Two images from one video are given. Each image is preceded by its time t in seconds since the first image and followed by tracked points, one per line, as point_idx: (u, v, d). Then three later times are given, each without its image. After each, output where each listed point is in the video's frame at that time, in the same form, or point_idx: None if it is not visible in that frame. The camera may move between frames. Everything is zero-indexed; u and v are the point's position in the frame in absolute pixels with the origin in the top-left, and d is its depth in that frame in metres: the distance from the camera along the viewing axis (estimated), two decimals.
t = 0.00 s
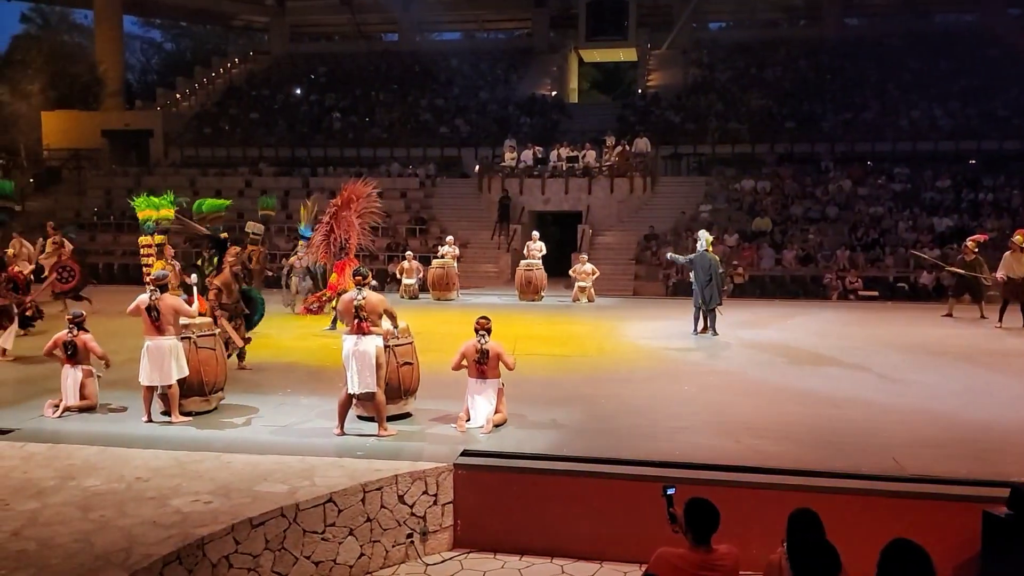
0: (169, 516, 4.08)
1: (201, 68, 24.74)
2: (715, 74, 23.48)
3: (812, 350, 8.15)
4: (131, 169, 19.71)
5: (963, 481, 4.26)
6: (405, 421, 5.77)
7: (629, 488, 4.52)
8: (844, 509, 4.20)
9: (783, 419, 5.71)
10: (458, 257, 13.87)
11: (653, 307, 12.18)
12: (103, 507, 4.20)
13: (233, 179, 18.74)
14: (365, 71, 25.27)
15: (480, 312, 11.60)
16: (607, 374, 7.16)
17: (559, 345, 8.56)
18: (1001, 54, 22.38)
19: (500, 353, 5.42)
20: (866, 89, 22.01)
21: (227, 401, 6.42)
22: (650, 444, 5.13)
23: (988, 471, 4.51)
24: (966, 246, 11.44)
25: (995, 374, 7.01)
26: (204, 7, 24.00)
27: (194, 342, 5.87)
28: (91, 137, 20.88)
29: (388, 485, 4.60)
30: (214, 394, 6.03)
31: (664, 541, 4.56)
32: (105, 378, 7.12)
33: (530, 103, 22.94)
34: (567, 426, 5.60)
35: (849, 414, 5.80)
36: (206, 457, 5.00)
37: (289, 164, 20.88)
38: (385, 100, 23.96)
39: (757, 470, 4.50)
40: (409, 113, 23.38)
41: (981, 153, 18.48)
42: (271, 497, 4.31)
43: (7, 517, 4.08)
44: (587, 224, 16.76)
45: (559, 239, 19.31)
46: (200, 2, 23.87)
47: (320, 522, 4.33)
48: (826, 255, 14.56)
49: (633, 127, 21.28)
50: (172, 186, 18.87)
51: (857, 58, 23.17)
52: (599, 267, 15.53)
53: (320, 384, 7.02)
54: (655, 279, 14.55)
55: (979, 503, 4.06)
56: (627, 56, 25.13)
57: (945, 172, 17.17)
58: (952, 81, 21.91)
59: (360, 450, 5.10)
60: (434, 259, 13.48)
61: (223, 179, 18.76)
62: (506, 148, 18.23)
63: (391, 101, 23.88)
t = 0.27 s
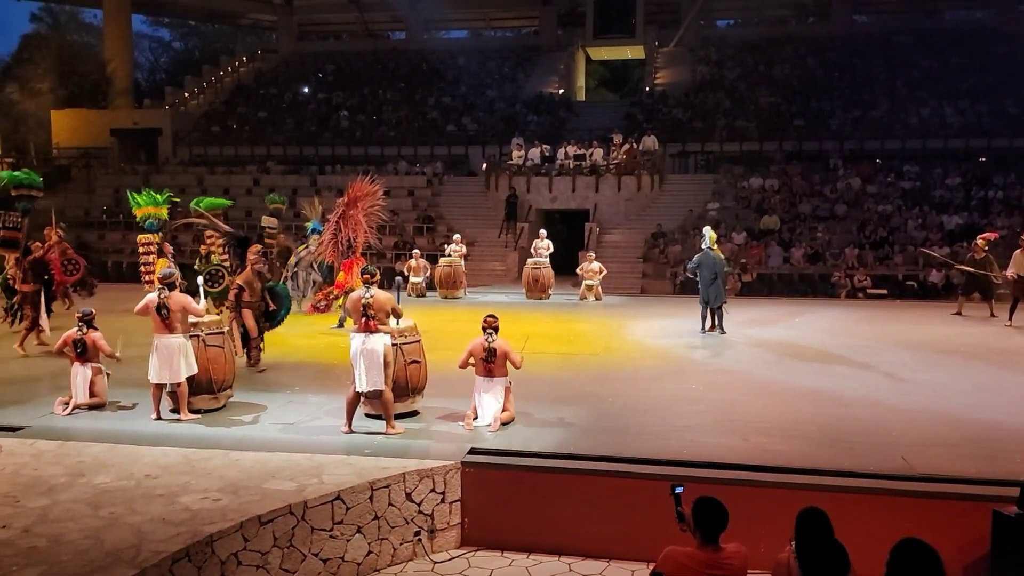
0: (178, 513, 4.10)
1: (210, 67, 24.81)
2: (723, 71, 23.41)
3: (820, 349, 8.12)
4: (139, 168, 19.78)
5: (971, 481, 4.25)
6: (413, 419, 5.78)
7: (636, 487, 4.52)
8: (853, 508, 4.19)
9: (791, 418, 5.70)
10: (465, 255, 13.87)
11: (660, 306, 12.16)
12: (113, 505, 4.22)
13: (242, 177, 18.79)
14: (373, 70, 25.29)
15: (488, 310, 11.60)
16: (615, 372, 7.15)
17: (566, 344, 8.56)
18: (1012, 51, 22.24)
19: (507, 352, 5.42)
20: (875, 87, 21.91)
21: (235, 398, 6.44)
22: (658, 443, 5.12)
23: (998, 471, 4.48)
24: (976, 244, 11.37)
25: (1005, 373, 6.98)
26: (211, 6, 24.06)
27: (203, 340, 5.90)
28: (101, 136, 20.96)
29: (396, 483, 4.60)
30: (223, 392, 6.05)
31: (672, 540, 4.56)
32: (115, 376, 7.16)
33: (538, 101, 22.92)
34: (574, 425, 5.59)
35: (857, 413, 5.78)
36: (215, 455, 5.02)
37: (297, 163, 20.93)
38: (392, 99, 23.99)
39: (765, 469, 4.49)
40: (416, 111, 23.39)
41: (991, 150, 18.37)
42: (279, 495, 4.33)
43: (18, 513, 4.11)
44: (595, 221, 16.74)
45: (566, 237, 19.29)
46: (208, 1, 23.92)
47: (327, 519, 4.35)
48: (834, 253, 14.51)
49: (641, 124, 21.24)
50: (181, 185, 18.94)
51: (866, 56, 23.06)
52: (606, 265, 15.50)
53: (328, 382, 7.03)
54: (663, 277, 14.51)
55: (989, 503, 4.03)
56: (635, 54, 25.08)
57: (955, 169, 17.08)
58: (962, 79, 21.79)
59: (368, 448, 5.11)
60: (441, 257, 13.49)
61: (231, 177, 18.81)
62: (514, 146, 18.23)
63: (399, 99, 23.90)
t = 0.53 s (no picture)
0: (185, 511, 4.12)
1: (216, 65, 24.87)
2: (728, 69, 23.35)
3: (827, 348, 8.11)
4: (146, 167, 19.83)
5: (978, 480, 4.24)
6: (419, 418, 5.79)
7: (642, 486, 4.51)
8: (860, 507, 4.18)
9: (797, 416, 5.69)
10: (470, 253, 13.88)
11: (666, 304, 12.15)
12: (121, 502, 4.24)
13: (248, 176, 18.84)
14: (378, 68, 25.30)
15: (494, 309, 11.60)
16: (620, 371, 7.15)
17: (572, 342, 8.57)
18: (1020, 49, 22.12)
19: (513, 350, 5.44)
20: (882, 84, 21.83)
21: (242, 397, 6.46)
22: (664, 441, 5.12)
23: (1007, 470, 4.46)
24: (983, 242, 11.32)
25: (1013, 372, 6.95)
26: (217, 5, 24.09)
27: (209, 339, 5.93)
28: (108, 135, 21.03)
29: (402, 481, 4.61)
30: (229, 390, 6.06)
31: (679, 538, 4.56)
32: (122, 374, 7.19)
33: (543, 100, 22.90)
34: (580, 423, 5.60)
35: (864, 412, 5.76)
36: (222, 453, 5.04)
37: (303, 162, 20.96)
38: (398, 97, 24.01)
39: (771, 468, 4.48)
40: (421, 110, 23.39)
41: (999, 148, 18.29)
42: (285, 493, 4.34)
43: (26, 511, 4.13)
44: (600, 220, 16.72)
45: (572, 236, 19.28)
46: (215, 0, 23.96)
47: (334, 517, 4.36)
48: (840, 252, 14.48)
49: (647, 122, 21.21)
50: (187, 183, 18.98)
51: (873, 53, 22.98)
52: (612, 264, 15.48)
53: (334, 381, 7.05)
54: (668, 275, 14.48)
55: (997, 502, 4.03)
56: (641, 52, 25.04)
57: (962, 167, 17.01)
58: (969, 76, 21.69)
59: (374, 446, 5.12)
60: (447, 256, 13.50)
61: (237, 176, 18.85)
62: (519, 144, 18.23)
63: (404, 98, 23.92)
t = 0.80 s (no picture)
0: (191, 509, 4.13)
1: (221, 64, 24.91)
2: (733, 67, 23.30)
3: (831, 346, 8.09)
4: (151, 165, 19.87)
5: (983, 480, 4.22)
6: (423, 416, 5.79)
7: (646, 485, 4.51)
8: (864, 508, 4.17)
9: (802, 416, 5.68)
10: (474, 252, 13.88)
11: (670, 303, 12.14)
12: (126, 500, 4.26)
13: (252, 174, 18.87)
14: (383, 66, 25.29)
15: (498, 307, 11.61)
16: (623, 370, 7.15)
17: (576, 341, 8.57)
18: None
19: (517, 349, 5.43)
20: (888, 82, 21.77)
21: (246, 395, 6.47)
22: (668, 440, 5.12)
23: (1011, 471, 4.45)
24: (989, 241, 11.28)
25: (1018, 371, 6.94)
26: (221, 4, 24.10)
27: (214, 337, 5.95)
28: (113, 133, 21.07)
29: (406, 480, 4.61)
30: (234, 388, 6.08)
31: (682, 538, 4.56)
32: (127, 372, 7.21)
33: (548, 98, 22.88)
34: (584, 422, 5.59)
35: (869, 412, 5.76)
36: (227, 451, 5.05)
37: (307, 160, 20.97)
38: (402, 96, 24.03)
39: (775, 467, 4.48)
40: (426, 108, 23.39)
41: (1005, 146, 18.22)
42: (290, 491, 4.35)
43: (32, 508, 4.15)
44: (604, 219, 16.71)
45: (576, 234, 19.26)
46: None
47: (338, 516, 4.37)
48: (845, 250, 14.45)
49: (651, 121, 21.19)
50: (192, 182, 19.01)
51: (878, 51, 22.91)
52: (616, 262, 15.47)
53: (337, 379, 7.06)
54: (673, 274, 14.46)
55: (1002, 502, 4.01)
56: (645, 50, 24.99)
57: (968, 166, 16.95)
58: (975, 74, 21.62)
59: (378, 444, 5.13)
60: (451, 254, 13.51)
61: (242, 174, 18.88)
62: (523, 143, 18.22)
63: (409, 96, 23.93)
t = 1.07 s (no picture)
0: (194, 507, 4.14)
1: (224, 63, 24.92)
2: (737, 65, 23.26)
3: (835, 345, 8.09)
4: (154, 164, 19.88)
5: (987, 479, 4.22)
6: (426, 414, 5.80)
7: (649, 484, 4.51)
8: (868, 507, 4.16)
9: (806, 414, 5.68)
10: (478, 250, 13.88)
11: (674, 302, 12.13)
12: (130, 498, 4.27)
13: (256, 173, 18.87)
14: (386, 65, 25.30)
15: (501, 306, 11.62)
16: (627, 368, 7.14)
17: (579, 340, 8.57)
18: None
19: (520, 347, 5.43)
20: (892, 81, 21.72)
21: (250, 394, 6.48)
22: (671, 439, 5.12)
23: (1015, 469, 4.45)
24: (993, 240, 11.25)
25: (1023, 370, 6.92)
26: (225, 2, 24.10)
27: (218, 336, 5.96)
28: (117, 132, 21.10)
29: (409, 478, 4.62)
30: (238, 387, 6.09)
31: (685, 537, 4.56)
32: (131, 370, 7.23)
33: (551, 97, 22.85)
34: (588, 421, 5.59)
35: (873, 411, 5.75)
36: (230, 449, 5.06)
37: (310, 159, 20.97)
38: (406, 94, 24.03)
39: (779, 466, 4.48)
40: (429, 107, 23.38)
41: (1010, 144, 18.18)
42: (293, 489, 4.36)
43: (37, 506, 4.16)
44: (607, 217, 16.70)
45: (580, 233, 19.25)
46: None
47: (341, 514, 4.38)
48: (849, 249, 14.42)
49: (655, 119, 21.17)
50: (196, 180, 19.03)
51: (883, 50, 22.86)
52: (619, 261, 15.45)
53: (340, 377, 7.07)
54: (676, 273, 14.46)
55: (1005, 501, 4.01)
56: (649, 48, 24.96)
57: (972, 164, 16.92)
58: (979, 73, 21.56)
59: (381, 443, 5.13)
60: (454, 253, 13.51)
61: (245, 173, 18.88)
62: (526, 142, 18.20)
63: (412, 94, 23.94)
